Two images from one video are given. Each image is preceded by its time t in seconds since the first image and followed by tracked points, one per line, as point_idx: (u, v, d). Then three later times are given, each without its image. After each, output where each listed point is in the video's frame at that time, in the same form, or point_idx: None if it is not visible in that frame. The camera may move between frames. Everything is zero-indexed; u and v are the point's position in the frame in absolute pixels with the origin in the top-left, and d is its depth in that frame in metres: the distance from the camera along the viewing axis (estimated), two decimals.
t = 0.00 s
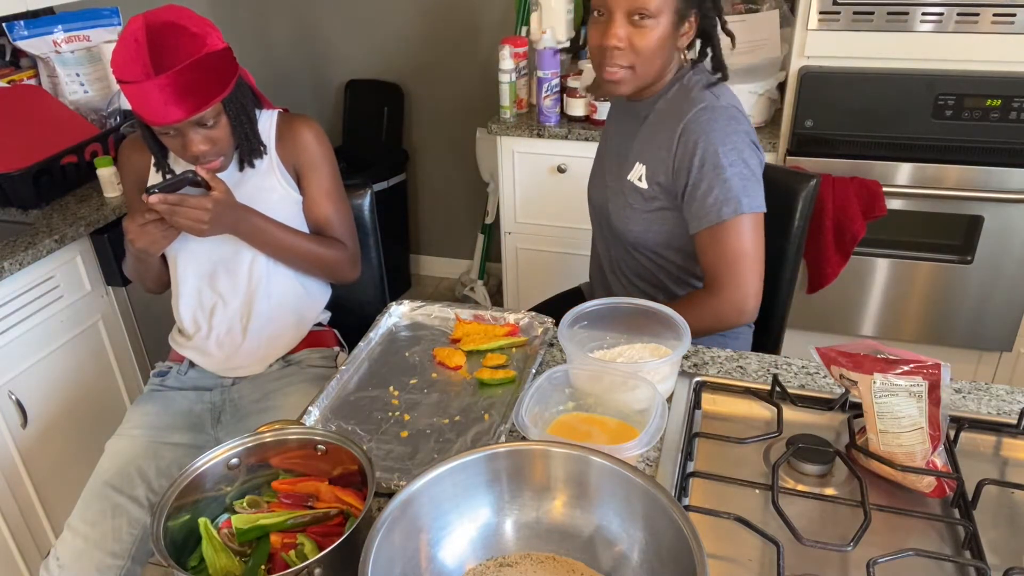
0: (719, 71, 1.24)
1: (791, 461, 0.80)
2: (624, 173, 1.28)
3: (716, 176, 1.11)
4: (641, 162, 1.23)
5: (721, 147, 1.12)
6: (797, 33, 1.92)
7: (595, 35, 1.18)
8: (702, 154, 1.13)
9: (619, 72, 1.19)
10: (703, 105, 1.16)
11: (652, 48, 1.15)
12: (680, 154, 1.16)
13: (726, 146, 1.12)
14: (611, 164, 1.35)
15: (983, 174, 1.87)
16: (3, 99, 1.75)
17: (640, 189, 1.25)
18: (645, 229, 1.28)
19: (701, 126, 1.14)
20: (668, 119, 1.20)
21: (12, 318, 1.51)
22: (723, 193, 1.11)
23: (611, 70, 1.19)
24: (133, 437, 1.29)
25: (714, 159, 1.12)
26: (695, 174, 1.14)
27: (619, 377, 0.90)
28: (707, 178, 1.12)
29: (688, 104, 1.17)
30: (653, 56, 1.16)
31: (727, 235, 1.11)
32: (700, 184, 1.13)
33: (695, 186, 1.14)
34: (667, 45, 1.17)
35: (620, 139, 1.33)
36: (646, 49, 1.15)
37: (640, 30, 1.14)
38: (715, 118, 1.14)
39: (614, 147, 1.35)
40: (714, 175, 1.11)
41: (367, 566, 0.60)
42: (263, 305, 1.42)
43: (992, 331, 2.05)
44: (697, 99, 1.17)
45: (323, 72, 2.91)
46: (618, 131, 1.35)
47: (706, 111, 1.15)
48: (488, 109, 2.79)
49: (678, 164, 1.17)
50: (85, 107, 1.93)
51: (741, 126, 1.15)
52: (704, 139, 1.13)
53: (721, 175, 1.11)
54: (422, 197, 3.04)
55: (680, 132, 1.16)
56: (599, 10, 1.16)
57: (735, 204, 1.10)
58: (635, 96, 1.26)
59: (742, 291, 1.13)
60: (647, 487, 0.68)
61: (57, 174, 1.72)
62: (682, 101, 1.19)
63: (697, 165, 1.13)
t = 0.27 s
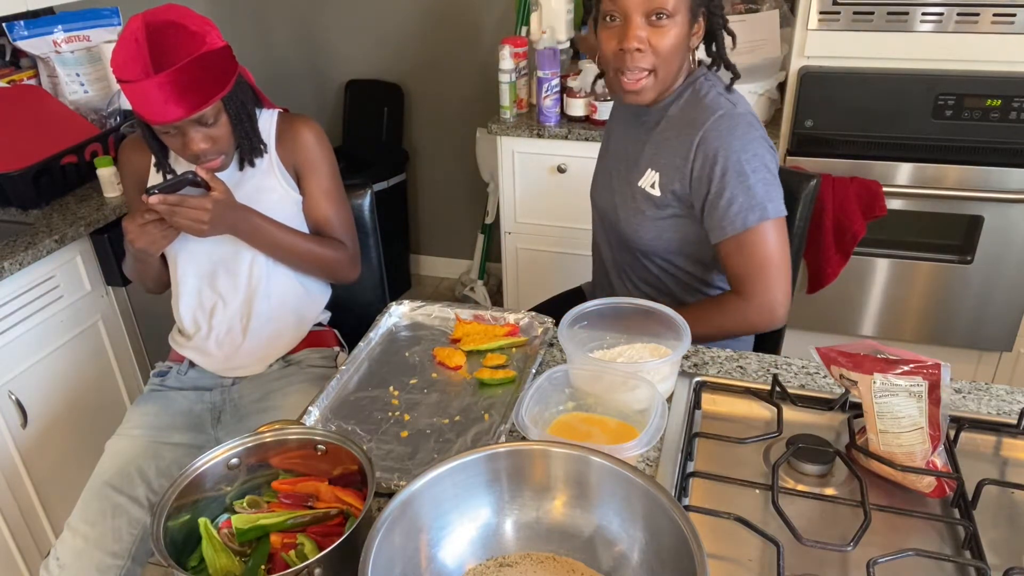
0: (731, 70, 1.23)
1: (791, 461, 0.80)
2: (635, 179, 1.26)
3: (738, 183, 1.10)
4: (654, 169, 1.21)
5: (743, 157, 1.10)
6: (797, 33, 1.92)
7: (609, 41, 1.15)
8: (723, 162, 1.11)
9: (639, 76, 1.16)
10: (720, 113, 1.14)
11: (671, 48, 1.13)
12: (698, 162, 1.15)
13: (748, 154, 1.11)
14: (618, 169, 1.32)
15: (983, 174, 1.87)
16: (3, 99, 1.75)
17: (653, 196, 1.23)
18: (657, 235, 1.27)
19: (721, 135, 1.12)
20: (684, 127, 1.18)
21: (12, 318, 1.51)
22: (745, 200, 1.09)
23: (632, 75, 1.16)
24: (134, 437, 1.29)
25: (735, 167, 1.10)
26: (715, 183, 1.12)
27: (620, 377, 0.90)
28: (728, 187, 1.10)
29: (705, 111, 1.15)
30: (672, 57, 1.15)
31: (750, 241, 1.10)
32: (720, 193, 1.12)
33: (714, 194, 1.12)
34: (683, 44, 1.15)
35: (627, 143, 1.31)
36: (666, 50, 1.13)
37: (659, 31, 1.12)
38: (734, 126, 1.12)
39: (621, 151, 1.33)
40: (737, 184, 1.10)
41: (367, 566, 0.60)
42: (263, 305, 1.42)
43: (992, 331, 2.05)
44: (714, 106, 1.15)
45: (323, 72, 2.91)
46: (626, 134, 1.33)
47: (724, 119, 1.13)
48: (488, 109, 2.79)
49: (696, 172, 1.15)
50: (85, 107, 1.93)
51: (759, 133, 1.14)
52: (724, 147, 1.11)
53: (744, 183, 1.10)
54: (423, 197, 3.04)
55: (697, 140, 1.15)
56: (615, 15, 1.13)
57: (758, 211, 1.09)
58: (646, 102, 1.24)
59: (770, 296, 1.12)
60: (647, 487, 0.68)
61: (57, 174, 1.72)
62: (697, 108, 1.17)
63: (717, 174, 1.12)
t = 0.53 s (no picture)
0: (735, 73, 1.22)
1: (791, 461, 0.80)
2: (642, 185, 1.24)
3: (753, 184, 1.08)
4: (661, 174, 1.20)
5: (756, 159, 1.09)
6: (797, 33, 1.92)
7: (614, 43, 1.11)
8: (734, 165, 1.09)
9: (646, 78, 1.13)
10: (728, 116, 1.13)
11: (677, 51, 1.10)
12: (709, 165, 1.13)
13: (761, 155, 1.09)
14: (620, 174, 1.31)
15: (982, 174, 1.87)
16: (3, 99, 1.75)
17: (659, 200, 1.21)
18: (663, 240, 1.26)
19: (732, 137, 1.11)
20: (692, 131, 1.16)
21: (12, 318, 1.51)
22: (760, 201, 1.07)
23: (637, 78, 1.13)
24: (134, 437, 1.29)
25: (748, 170, 1.09)
26: (728, 184, 1.10)
27: (620, 377, 0.90)
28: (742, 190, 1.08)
29: (712, 115, 1.14)
30: (680, 58, 1.11)
31: (771, 245, 1.07)
32: (733, 194, 1.10)
33: (728, 196, 1.10)
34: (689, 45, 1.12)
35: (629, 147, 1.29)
36: (673, 54, 1.10)
37: (666, 34, 1.08)
38: (745, 129, 1.11)
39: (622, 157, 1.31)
40: (751, 187, 1.08)
41: (367, 566, 0.60)
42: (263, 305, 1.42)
43: (992, 331, 2.05)
44: (722, 110, 1.14)
45: (323, 72, 2.91)
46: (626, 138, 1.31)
47: (734, 121, 1.12)
48: (488, 109, 2.79)
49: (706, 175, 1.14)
50: (85, 107, 1.93)
51: (769, 136, 1.13)
52: (736, 150, 1.10)
53: (759, 183, 1.08)
54: (423, 196, 3.04)
55: (707, 143, 1.13)
56: (621, 18, 1.09)
57: (775, 212, 1.06)
58: (648, 106, 1.22)
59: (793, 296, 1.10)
60: (647, 487, 0.68)
61: (57, 174, 1.72)
62: (704, 112, 1.16)
63: (729, 176, 1.10)
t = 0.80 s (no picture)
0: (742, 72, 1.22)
1: (791, 461, 0.80)
2: (650, 191, 1.21)
3: (768, 182, 1.06)
4: (672, 178, 1.18)
5: (771, 156, 1.07)
6: (796, 33, 1.92)
7: (610, 65, 1.07)
8: (749, 164, 1.07)
9: (643, 99, 1.09)
10: (740, 114, 1.12)
11: (675, 72, 1.05)
12: (722, 165, 1.11)
13: (774, 153, 1.08)
14: (620, 183, 1.27)
15: (983, 173, 1.87)
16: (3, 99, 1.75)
17: (672, 206, 1.19)
18: (672, 246, 1.23)
19: (745, 135, 1.09)
20: (702, 132, 1.14)
21: (11, 318, 1.51)
22: (776, 200, 1.05)
23: (635, 99, 1.09)
24: (134, 437, 1.29)
25: (764, 167, 1.07)
26: (742, 183, 1.08)
27: (620, 377, 0.90)
28: (758, 188, 1.06)
29: (721, 115, 1.12)
30: (679, 76, 1.07)
31: (781, 246, 1.04)
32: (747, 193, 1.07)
33: (741, 195, 1.08)
34: (689, 59, 1.06)
35: (628, 155, 1.26)
36: (671, 74, 1.05)
37: (662, 56, 1.03)
38: (758, 126, 1.10)
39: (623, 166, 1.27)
40: (766, 184, 1.06)
41: (367, 566, 0.60)
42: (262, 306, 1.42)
43: (992, 331, 2.05)
44: (733, 108, 1.12)
45: (323, 72, 2.91)
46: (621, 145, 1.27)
47: (746, 119, 1.11)
48: (488, 109, 2.79)
49: (720, 175, 1.11)
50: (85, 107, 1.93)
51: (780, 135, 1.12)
52: (750, 147, 1.08)
53: (774, 181, 1.06)
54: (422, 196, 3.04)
55: (719, 142, 1.11)
56: (614, 40, 1.04)
57: (791, 210, 1.04)
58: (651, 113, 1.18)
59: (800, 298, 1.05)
60: (647, 487, 0.68)
61: (58, 174, 1.72)
62: (714, 112, 1.14)
63: (743, 174, 1.08)
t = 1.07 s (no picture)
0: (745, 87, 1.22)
1: (791, 461, 0.80)
2: (650, 207, 1.20)
3: (775, 200, 1.05)
4: (673, 195, 1.17)
5: (778, 173, 1.06)
6: (796, 33, 1.92)
7: (599, 84, 1.06)
8: (754, 181, 1.06)
9: (628, 121, 1.08)
10: (744, 129, 1.10)
11: (663, 96, 1.04)
12: (727, 182, 1.10)
13: (780, 170, 1.06)
14: (619, 199, 1.27)
15: (982, 174, 1.87)
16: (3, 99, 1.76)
17: (676, 223, 1.18)
18: (678, 259, 1.22)
19: (750, 151, 1.08)
20: (704, 147, 1.13)
21: (11, 318, 1.51)
22: (783, 217, 1.04)
23: (620, 120, 1.08)
24: (134, 437, 1.29)
25: (769, 184, 1.05)
26: (747, 201, 1.07)
27: (620, 377, 0.90)
28: (762, 206, 1.05)
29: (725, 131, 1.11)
30: (666, 102, 1.06)
31: (790, 260, 1.04)
32: (753, 211, 1.06)
33: (747, 213, 1.07)
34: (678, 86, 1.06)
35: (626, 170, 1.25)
36: (658, 98, 1.04)
37: (650, 80, 1.02)
38: (763, 141, 1.08)
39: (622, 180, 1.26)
40: (773, 202, 1.05)
41: (367, 566, 0.60)
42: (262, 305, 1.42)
43: (992, 331, 2.05)
44: (737, 123, 1.11)
45: (322, 72, 2.91)
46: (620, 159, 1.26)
47: (750, 134, 1.09)
48: (488, 109, 2.79)
49: (725, 192, 1.10)
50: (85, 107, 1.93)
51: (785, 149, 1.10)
52: (756, 164, 1.06)
53: (781, 199, 1.05)
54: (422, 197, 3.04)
55: (723, 159, 1.10)
56: (603, 60, 1.03)
57: (798, 227, 1.03)
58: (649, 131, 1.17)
59: (811, 317, 1.04)
60: (647, 487, 0.68)
61: (58, 174, 1.72)
62: (716, 128, 1.12)
63: (750, 192, 1.06)
